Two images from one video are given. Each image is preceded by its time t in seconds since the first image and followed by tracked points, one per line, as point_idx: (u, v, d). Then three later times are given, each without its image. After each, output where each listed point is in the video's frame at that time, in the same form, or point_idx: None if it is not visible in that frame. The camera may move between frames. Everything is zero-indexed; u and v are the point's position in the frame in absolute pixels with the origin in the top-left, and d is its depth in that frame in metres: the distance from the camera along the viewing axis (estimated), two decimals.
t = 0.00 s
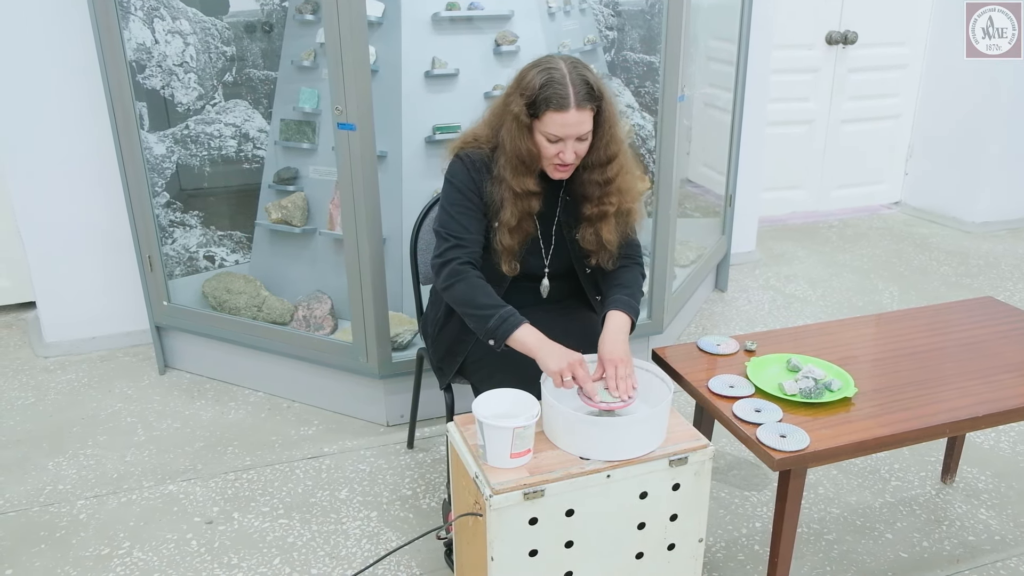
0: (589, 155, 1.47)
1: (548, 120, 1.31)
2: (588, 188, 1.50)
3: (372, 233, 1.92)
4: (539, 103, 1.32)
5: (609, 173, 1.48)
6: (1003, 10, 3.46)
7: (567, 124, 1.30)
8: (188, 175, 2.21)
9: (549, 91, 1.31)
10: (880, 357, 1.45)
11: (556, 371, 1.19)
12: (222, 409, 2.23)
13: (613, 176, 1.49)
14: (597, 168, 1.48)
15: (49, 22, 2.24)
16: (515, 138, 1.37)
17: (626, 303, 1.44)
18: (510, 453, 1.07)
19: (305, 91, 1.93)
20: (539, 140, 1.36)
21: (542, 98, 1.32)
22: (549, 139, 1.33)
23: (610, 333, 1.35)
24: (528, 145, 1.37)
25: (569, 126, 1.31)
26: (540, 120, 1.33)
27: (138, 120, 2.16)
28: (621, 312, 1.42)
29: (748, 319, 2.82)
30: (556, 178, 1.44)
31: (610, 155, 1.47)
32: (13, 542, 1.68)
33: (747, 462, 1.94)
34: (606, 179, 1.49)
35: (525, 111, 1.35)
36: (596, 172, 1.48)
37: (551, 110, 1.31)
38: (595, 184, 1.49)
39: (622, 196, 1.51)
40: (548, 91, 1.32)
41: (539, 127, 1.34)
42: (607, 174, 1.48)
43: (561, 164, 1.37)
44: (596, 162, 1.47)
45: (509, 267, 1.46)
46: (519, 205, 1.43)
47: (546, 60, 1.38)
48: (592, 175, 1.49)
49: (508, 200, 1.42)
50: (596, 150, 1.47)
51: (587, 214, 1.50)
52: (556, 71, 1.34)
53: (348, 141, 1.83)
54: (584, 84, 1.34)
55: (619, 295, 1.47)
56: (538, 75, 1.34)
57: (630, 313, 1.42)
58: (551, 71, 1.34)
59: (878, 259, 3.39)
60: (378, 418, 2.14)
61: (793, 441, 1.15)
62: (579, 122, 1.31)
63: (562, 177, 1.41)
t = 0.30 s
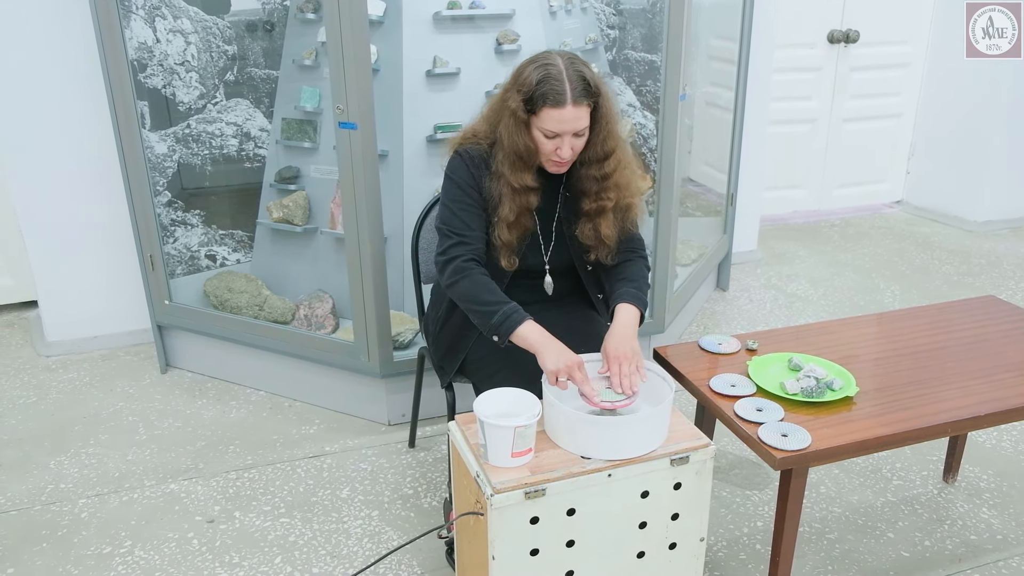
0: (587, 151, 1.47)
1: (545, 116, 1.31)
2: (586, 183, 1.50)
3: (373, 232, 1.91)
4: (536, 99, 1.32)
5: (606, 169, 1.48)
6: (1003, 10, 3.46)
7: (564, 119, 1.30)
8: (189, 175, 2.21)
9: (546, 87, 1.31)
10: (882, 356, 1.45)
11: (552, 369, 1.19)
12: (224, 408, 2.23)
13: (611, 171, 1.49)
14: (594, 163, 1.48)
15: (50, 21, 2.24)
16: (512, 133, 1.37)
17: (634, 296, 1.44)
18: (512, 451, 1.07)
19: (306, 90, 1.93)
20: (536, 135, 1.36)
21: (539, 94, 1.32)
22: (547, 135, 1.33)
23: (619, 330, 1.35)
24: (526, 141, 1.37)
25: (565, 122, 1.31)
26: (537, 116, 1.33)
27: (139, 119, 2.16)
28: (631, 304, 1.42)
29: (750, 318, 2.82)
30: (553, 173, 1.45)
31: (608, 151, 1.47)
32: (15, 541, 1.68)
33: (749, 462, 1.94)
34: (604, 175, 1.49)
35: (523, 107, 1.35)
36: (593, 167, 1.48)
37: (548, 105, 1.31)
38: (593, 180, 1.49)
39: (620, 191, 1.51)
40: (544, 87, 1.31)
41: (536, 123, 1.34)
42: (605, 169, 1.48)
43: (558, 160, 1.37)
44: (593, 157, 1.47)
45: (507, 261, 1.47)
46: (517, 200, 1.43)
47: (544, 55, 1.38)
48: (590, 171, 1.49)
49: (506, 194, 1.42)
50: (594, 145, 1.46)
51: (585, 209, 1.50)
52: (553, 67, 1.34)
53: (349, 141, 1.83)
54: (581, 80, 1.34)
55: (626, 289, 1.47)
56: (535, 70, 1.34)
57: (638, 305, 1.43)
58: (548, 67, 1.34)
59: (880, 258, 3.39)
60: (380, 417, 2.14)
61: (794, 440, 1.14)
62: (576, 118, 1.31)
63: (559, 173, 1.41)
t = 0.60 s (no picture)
0: (586, 143, 1.47)
1: (545, 108, 1.32)
2: (584, 175, 1.50)
3: (375, 231, 1.92)
4: (536, 92, 1.32)
5: (605, 161, 1.49)
6: (1003, 10, 3.46)
7: (564, 111, 1.30)
8: (191, 174, 2.22)
9: (545, 80, 1.31)
10: (883, 355, 1.45)
11: (559, 367, 1.19)
12: (225, 407, 2.24)
13: (609, 163, 1.49)
14: (593, 155, 1.49)
15: (52, 20, 2.25)
16: (512, 126, 1.37)
17: (641, 295, 1.44)
18: (513, 450, 1.08)
19: (308, 89, 1.93)
20: (536, 128, 1.36)
21: (539, 86, 1.32)
22: (546, 127, 1.33)
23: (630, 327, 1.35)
24: (525, 134, 1.37)
25: (565, 114, 1.31)
26: (537, 108, 1.33)
27: (142, 118, 2.16)
28: (637, 305, 1.42)
29: (751, 317, 2.82)
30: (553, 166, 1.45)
31: (606, 143, 1.47)
32: (18, 539, 1.69)
33: (750, 461, 1.94)
34: (602, 167, 1.49)
35: (522, 100, 1.35)
36: (592, 159, 1.49)
37: (548, 98, 1.31)
38: (591, 172, 1.49)
39: (618, 182, 1.51)
40: (544, 79, 1.32)
41: (536, 116, 1.34)
42: (603, 161, 1.49)
43: (558, 152, 1.37)
44: (592, 149, 1.48)
45: (507, 253, 1.46)
46: (517, 193, 1.43)
47: (543, 49, 1.38)
48: (588, 163, 1.49)
49: (507, 187, 1.43)
50: (592, 137, 1.47)
51: (583, 201, 1.51)
52: (553, 59, 1.34)
53: (351, 140, 1.84)
54: (580, 73, 1.34)
55: (630, 286, 1.47)
56: (535, 64, 1.35)
57: (645, 305, 1.42)
58: (548, 60, 1.34)
59: (881, 258, 3.38)
60: (381, 415, 2.15)
61: (795, 439, 1.14)
62: (576, 110, 1.31)
63: (559, 166, 1.41)
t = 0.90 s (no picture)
0: (591, 142, 1.47)
1: (550, 108, 1.32)
2: (591, 175, 1.50)
3: (376, 231, 1.92)
4: (541, 92, 1.33)
5: (611, 160, 1.48)
6: (1003, 10, 3.47)
7: (569, 111, 1.31)
8: (193, 174, 2.22)
9: (550, 80, 1.32)
10: (885, 355, 1.45)
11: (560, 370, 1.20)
12: (227, 407, 2.24)
13: (616, 163, 1.49)
14: (599, 155, 1.48)
15: (54, 19, 2.25)
16: (518, 127, 1.38)
17: (638, 296, 1.44)
18: (514, 450, 1.08)
19: (310, 89, 1.93)
20: (542, 128, 1.36)
21: (544, 86, 1.32)
22: (552, 127, 1.34)
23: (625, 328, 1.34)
24: (531, 134, 1.37)
25: (570, 114, 1.31)
26: (542, 108, 1.34)
27: (144, 118, 2.16)
28: (634, 306, 1.42)
29: (752, 317, 2.82)
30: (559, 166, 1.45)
31: (612, 142, 1.47)
32: (20, 538, 1.69)
33: (751, 461, 1.94)
34: (609, 166, 1.49)
35: (528, 100, 1.35)
36: (598, 159, 1.48)
37: (553, 98, 1.31)
38: (598, 171, 1.49)
39: (625, 182, 1.51)
40: (549, 79, 1.32)
41: (541, 116, 1.35)
42: (609, 160, 1.48)
43: (564, 152, 1.37)
44: (598, 149, 1.48)
45: (515, 253, 1.46)
46: (524, 193, 1.43)
47: (548, 49, 1.39)
48: (594, 162, 1.49)
49: (513, 188, 1.43)
50: (598, 137, 1.47)
51: (590, 201, 1.50)
52: (557, 59, 1.34)
53: (352, 141, 1.84)
54: (585, 72, 1.34)
55: (630, 287, 1.47)
56: (539, 63, 1.35)
57: (642, 307, 1.42)
58: (552, 60, 1.34)
59: (882, 258, 3.38)
60: (383, 415, 2.15)
61: (797, 439, 1.15)
62: (581, 109, 1.32)
63: (565, 165, 1.42)
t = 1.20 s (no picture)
0: (595, 144, 1.47)
1: (555, 109, 1.32)
2: (594, 176, 1.50)
3: (378, 231, 1.92)
4: (546, 93, 1.33)
5: (614, 162, 1.49)
6: (1003, 11, 3.47)
7: (574, 113, 1.31)
8: (195, 174, 2.22)
9: (555, 82, 1.32)
10: (886, 356, 1.45)
11: (561, 370, 1.20)
12: (229, 407, 2.24)
13: (619, 164, 1.49)
14: (603, 156, 1.49)
15: (56, 20, 2.25)
16: (523, 128, 1.38)
17: (644, 296, 1.44)
18: (516, 450, 1.08)
19: (311, 90, 1.93)
20: (547, 130, 1.37)
21: (549, 88, 1.32)
22: (557, 129, 1.34)
23: (632, 328, 1.35)
24: (536, 135, 1.37)
25: (575, 115, 1.31)
26: (547, 110, 1.34)
27: (146, 119, 2.17)
28: (641, 305, 1.42)
29: (754, 318, 2.82)
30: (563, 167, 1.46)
31: (616, 144, 1.48)
32: (22, 538, 1.69)
33: (752, 461, 1.94)
34: (612, 168, 1.50)
35: (533, 101, 1.35)
36: (602, 160, 1.49)
37: (558, 100, 1.31)
38: (601, 173, 1.50)
39: (628, 184, 1.52)
40: (554, 81, 1.32)
41: (546, 117, 1.35)
42: (613, 162, 1.49)
43: (568, 153, 1.37)
44: (601, 150, 1.48)
45: (517, 256, 1.47)
46: (528, 194, 1.43)
47: (552, 50, 1.39)
48: (598, 164, 1.49)
49: (518, 189, 1.43)
50: (602, 138, 1.47)
51: (593, 202, 1.51)
52: (562, 61, 1.34)
53: (354, 141, 1.84)
54: (590, 74, 1.35)
55: (635, 287, 1.48)
56: (544, 65, 1.35)
57: (649, 307, 1.42)
58: (556, 62, 1.34)
59: (884, 258, 3.38)
60: (384, 416, 2.15)
61: (798, 439, 1.15)
62: (586, 111, 1.31)
63: (569, 167, 1.42)
